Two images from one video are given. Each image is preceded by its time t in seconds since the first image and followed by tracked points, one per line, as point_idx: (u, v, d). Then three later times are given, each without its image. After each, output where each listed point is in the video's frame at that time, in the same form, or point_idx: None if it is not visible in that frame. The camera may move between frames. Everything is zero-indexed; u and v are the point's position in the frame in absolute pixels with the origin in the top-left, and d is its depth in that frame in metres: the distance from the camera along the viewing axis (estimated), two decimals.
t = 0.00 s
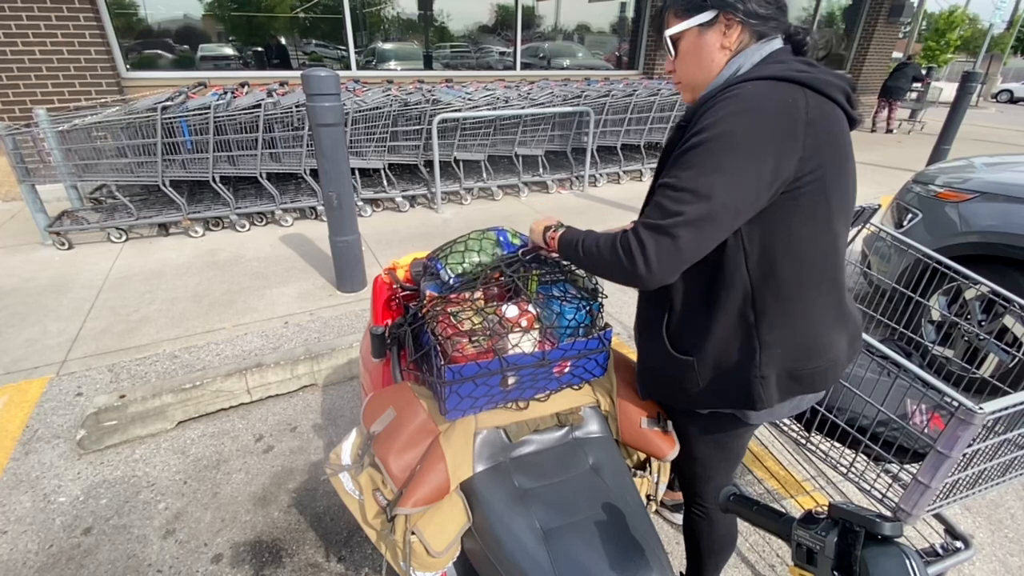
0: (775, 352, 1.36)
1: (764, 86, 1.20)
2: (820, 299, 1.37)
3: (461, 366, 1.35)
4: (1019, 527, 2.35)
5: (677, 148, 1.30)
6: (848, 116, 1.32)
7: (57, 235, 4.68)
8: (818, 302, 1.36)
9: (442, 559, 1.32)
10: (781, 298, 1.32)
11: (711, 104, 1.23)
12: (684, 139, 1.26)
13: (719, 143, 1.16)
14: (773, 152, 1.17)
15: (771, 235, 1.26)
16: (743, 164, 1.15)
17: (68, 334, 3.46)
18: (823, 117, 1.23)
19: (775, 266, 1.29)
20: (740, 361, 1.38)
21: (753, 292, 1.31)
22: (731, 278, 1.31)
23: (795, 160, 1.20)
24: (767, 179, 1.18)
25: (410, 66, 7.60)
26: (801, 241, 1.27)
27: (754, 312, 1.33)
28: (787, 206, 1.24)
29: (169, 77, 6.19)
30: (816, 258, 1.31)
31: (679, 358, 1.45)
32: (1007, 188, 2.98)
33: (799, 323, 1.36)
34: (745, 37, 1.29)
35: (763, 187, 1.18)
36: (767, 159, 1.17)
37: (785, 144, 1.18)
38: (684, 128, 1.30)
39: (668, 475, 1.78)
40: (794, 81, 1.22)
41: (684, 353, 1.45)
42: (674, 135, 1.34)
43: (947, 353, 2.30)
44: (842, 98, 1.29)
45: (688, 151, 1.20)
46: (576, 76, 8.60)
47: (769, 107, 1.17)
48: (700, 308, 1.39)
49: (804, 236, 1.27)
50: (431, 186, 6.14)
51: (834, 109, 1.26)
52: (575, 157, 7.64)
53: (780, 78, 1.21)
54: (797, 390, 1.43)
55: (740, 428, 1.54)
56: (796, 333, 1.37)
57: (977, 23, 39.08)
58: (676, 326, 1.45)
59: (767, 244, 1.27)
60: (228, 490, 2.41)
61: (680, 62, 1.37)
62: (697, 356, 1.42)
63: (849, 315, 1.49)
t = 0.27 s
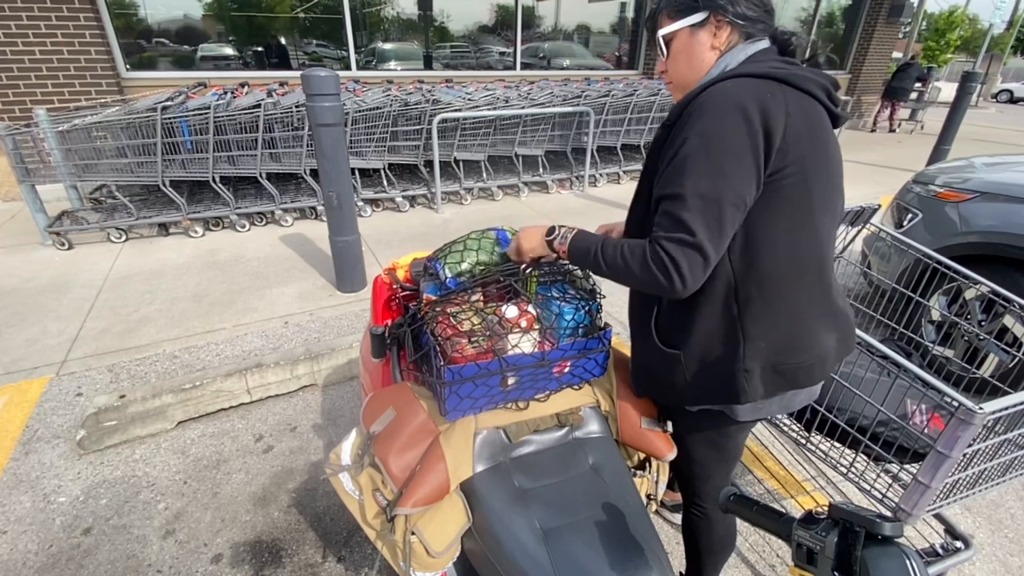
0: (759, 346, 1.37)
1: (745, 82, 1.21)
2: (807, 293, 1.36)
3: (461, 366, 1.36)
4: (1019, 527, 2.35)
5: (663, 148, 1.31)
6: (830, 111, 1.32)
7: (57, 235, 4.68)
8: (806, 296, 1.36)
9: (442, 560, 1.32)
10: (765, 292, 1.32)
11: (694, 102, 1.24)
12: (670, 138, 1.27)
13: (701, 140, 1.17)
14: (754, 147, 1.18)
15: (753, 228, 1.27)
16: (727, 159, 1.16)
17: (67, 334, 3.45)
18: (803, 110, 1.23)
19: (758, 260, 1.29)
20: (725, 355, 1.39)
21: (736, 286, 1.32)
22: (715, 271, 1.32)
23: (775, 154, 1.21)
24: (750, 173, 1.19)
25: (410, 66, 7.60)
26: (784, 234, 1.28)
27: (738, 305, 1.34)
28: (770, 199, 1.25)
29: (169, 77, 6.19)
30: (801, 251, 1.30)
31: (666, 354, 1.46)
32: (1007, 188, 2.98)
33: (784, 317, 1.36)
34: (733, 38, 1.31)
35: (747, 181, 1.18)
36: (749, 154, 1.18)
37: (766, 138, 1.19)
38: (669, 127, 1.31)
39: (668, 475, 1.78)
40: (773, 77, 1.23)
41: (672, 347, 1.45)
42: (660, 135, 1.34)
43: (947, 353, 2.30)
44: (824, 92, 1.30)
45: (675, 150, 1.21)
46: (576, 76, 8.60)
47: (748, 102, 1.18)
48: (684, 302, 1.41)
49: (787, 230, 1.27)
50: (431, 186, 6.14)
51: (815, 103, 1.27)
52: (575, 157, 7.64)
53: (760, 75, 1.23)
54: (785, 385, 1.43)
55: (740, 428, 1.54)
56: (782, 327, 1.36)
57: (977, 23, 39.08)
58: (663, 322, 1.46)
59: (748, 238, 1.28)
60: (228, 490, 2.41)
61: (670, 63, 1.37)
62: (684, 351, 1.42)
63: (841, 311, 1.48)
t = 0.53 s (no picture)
0: (755, 338, 1.37)
1: (738, 77, 1.21)
2: (802, 286, 1.36)
3: (461, 366, 1.36)
4: (1019, 527, 2.35)
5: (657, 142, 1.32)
6: (822, 106, 1.32)
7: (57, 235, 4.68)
8: (801, 289, 1.36)
9: (442, 559, 1.32)
10: (760, 285, 1.32)
11: (686, 97, 1.24)
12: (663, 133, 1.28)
13: (694, 132, 1.17)
14: (747, 140, 1.18)
15: (748, 221, 1.27)
16: (718, 153, 1.16)
17: (67, 334, 3.45)
18: (796, 104, 1.23)
19: (753, 252, 1.29)
20: (721, 348, 1.39)
21: (731, 279, 1.32)
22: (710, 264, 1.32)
23: (768, 147, 1.21)
24: (742, 166, 1.19)
25: (410, 66, 7.59)
26: (778, 227, 1.28)
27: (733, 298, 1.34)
28: (764, 192, 1.25)
29: (169, 77, 6.19)
30: (794, 244, 1.30)
31: (665, 348, 1.46)
32: (1007, 188, 2.98)
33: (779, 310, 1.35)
34: (732, 38, 1.31)
35: (738, 174, 1.18)
36: (742, 148, 1.18)
37: (758, 131, 1.19)
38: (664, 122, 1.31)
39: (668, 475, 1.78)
40: (766, 71, 1.23)
41: (669, 342, 1.46)
42: (655, 131, 1.34)
43: (947, 353, 2.30)
44: (816, 86, 1.30)
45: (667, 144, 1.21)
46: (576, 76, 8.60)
47: (740, 95, 1.18)
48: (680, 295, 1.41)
49: (780, 222, 1.27)
50: (431, 186, 6.14)
51: (807, 98, 1.27)
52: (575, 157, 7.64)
53: (753, 70, 1.23)
54: (781, 379, 1.42)
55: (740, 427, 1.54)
56: (777, 320, 1.36)
57: (977, 23, 39.08)
58: (660, 316, 1.46)
59: (742, 231, 1.28)
60: (228, 490, 2.41)
61: (670, 62, 1.37)
62: (680, 345, 1.43)
63: (836, 304, 1.48)
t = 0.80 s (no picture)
0: (755, 335, 1.36)
1: (739, 77, 1.22)
2: (801, 283, 1.36)
3: (461, 365, 1.35)
4: (1019, 527, 2.35)
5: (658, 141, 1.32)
6: (822, 105, 1.33)
7: (57, 234, 4.68)
8: (801, 286, 1.36)
9: (442, 559, 1.32)
10: (760, 281, 1.32)
11: (687, 96, 1.25)
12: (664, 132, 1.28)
13: (696, 131, 1.17)
14: (748, 138, 1.18)
15: (749, 218, 1.27)
16: (718, 151, 1.17)
17: (67, 334, 3.45)
18: (797, 103, 1.24)
19: (755, 249, 1.29)
20: (721, 345, 1.39)
21: (732, 275, 1.32)
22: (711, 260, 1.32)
23: (770, 144, 1.21)
24: (743, 164, 1.19)
25: (410, 66, 7.59)
26: (778, 223, 1.28)
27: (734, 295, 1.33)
28: (765, 189, 1.25)
29: (168, 77, 6.18)
30: (794, 241, 1.31)
31: (667, 346, 1.45)
32: (1007, 188, 2.98)
33: (779, 307, 1.35)
34: (732, 38, 1.31)
35: (738, 173, 1.19)
36: (742, 146, 1.18)
37: (757, 127, 1.19)
38: (665, 121, 1.31)
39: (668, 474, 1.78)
40: (766, 71, 1.23)
41: (671, 339, 1.45)
42: (655, 129, 1.34)
43: (947, 353, 2.30)
44: (816, 86, 1.31)
45: (668, 143, 1.21)
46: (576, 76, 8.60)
47: (740, 93, 1.19)
48: (681, 293, 1.40)
49: (781, 220, 1.28)
50: (431, 186, 6.14)
51: (808, 98, 1.27)
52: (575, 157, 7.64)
53: (755, 70, 1.23)
54: (780, 375, 1.42)
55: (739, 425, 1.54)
56: (777, 316, 1.36)
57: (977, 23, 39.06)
58: (661, 314, 1.46)
59: (744, 228, 1.28)
60: (228, 490, 2.41)
61: (671, 63, 1.36)
62: (682, 342, 1.43)
63: (833, 301, 1.49)
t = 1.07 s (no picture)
0: (759, 335, 1.37)
1: (738, 79, 1.22)
2: (804, 283, 1.36)
3: (461, 366, 1.35)
4: (1019, 527, 2.35)
5: (660, 144, 1.31)
6: (821, 106, 1.33)
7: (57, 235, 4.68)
8: (804, 286, 1.36)
9: (442, 559, 1.32)
10: (764, 282, 1.32)
11: (687, 99, 1.25)
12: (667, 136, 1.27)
13: (699, 134, 1.17)
14: (749, 140, 1.19)
15: (752, 220, 1.27)
16: (722, 154, 1.17)
17: (67, 334, 3.45)
18: (796, 104, 1.24)
19: (758, 250, 1.29)
20: (724, 346, 1.39)
21: (736, 277, 1.32)
22: (714, 262, 1.32)
23: (771, 146, 1.21)
24: (746, 167, 1.19)
25: (410, 66, 7.59)
26: (780, 224, 1.28)
27: (738, 295, 1.34)
28: (767, 190, 1.25)
29: (169, 77, 6.19)
30: (796, 242, 1.31)
31: (670, 347, 1.45)
32: (1007, 188, 2.98)
33: (783, 307, 1.36)
34: (726, 39, 1.31)
35: (741, 175, 1.19)
36: (744, 148, 1.18)
37: (758, 129, 1.19)
38: (665, 124, 1.31)
39: (668, 474, 1.79)
40: (766, 73, 1.23)
41: (674, 340, 1.45)
42: (656, 133, 1.34)
43: (947, 353, 2.30)
44: (815, 87, 1.31)
45: (670, 147, 1.21)
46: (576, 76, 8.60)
47: (740, 95, 1.19)
48: (684, 294, 1.40)
49: (783, 221, 1.28)
50: (431, 186, 6.14)
51: (807, 98, 1.28)
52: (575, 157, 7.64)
53: (754, 71, 1.23)
54: (783, 374, 1.43)
55: (739, 425, 1.54)
56: (780, 316, 1.37)
57: (977, 23, 39.06)
58: (664, 316, 1.46)
59: (747, 229, 1.28)
60: (228, 490, 2.41)
61: (669, 70, 1.38)
62: (685, 343, 1.43)
63: (835, 300, 1.49)
